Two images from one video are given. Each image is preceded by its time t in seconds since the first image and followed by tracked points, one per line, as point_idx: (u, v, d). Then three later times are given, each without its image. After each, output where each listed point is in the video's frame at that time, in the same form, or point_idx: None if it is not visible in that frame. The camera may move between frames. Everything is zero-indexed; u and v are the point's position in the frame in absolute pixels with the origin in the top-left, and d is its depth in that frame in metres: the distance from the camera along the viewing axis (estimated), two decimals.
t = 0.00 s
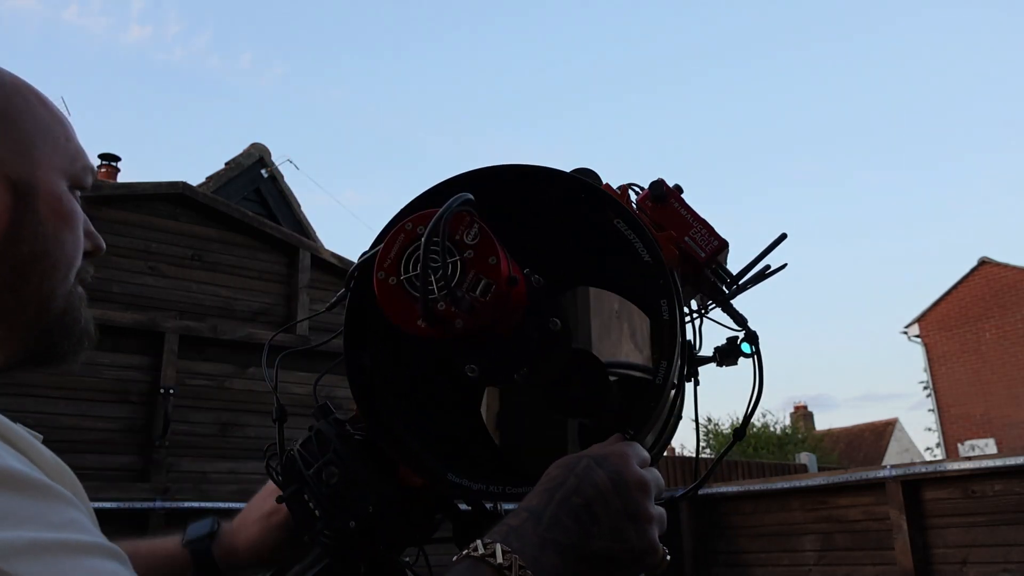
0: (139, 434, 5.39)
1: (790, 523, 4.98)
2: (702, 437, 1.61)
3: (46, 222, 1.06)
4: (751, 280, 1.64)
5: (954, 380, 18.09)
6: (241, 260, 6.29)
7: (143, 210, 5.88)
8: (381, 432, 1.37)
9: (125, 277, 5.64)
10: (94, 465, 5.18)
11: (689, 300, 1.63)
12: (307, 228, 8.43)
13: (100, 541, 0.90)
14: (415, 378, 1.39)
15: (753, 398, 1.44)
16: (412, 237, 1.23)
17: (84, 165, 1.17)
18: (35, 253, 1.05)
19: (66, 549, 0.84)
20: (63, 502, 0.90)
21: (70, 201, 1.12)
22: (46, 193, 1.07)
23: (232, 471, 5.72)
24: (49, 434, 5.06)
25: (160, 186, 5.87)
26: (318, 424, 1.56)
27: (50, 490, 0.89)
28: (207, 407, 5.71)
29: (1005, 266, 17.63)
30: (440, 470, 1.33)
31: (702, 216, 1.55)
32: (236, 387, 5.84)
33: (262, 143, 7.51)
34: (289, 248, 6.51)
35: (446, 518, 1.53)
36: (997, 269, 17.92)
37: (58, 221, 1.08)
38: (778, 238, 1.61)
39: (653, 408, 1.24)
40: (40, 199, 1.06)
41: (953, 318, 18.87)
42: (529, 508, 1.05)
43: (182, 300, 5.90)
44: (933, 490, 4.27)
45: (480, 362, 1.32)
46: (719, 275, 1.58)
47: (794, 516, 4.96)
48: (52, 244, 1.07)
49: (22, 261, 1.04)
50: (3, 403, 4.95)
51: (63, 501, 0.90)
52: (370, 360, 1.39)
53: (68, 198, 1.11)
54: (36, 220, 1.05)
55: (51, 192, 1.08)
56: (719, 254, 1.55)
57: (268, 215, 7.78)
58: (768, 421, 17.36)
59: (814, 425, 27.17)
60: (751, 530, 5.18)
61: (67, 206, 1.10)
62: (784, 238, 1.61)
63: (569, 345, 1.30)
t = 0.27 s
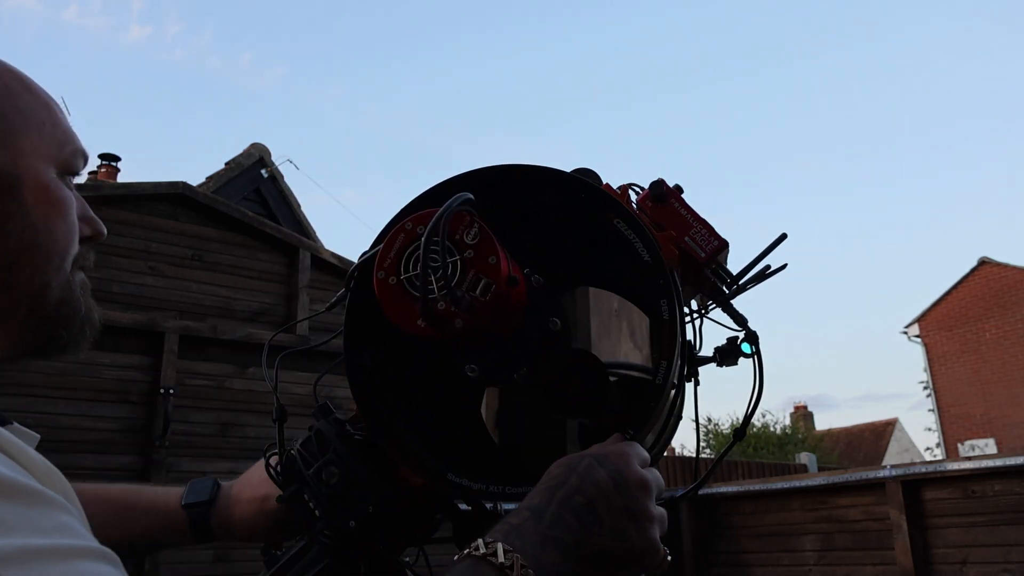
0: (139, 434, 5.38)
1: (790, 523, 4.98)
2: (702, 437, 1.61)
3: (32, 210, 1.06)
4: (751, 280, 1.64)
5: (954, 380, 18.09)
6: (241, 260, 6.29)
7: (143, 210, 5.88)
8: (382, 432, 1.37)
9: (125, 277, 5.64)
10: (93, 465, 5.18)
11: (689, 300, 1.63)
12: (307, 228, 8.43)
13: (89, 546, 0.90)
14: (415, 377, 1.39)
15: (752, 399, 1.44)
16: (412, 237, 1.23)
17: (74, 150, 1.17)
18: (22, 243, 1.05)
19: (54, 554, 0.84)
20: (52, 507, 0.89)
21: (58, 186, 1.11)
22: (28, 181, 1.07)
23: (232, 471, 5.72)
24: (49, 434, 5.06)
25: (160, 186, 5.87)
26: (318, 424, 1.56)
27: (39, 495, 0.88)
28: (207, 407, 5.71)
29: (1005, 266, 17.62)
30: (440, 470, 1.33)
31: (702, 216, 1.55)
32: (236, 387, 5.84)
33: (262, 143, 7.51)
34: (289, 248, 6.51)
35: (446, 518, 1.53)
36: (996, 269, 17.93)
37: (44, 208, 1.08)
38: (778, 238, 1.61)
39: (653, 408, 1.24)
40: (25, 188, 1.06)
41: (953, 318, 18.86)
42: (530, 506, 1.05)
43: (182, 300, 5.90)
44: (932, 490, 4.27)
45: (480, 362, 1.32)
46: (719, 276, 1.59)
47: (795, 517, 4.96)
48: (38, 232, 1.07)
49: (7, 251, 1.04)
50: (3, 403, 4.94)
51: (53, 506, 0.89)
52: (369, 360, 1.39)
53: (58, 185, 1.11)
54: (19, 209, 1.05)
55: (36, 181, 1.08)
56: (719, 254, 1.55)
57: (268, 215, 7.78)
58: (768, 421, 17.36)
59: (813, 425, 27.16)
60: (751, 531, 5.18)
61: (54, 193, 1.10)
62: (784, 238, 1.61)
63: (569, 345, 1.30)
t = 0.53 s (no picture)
0: (139, 434, 5.38)
1: (790, 523, 4.98)
2: (702, 437, 1.61)
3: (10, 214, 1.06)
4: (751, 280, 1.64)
5: (954, 380, 18.09)
6: (241, 260, 6.29)
7: (143, 210, 5.88)
8: (382, 432, 1.37)
9: (125, 277, 5.64)
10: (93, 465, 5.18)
11: (689, 300, 1.63)
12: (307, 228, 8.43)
13: (79, 542, 0.90)
14: (415, 377, 1.39)
15: (752, 399, 1.44)
16: (412, 237, 1.23)
17: (57, 150, 1.17)
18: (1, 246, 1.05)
19: (44, 549, 0.84)
20: (41, 505, 0.89)
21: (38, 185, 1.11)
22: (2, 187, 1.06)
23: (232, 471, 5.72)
24: (49, 434, 5.05)
25: (160, 186, 5.87)
26: (318, 424, 1.57)
27: (27, 494, 0.88)
28: (207, 407, 5.71)
29: (1004, 266, 17.63)
30: (440, 470, 1.33)
31: (702, 216, 1.55)
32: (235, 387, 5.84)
33: (262, 143, 7.51)
34: (289, 248, 6.51)
35: (447, 518, 1.53)
36: (996, 269, 17.94)
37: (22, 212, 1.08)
38: (778, 238, 1.61)
39: (653, 408, 1.24)
40: None
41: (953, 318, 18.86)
42: (528, 503, 1.04)
43: (182, 300, 5.90)
44: (933, 490, 4.27)
45: (481, 362, 1.32)
46: (719, 276, 1.59)
47: (794, 517, 4.96)
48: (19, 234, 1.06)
49: None
50: (3, 402, 4.94)
51: (41, 504, 0.89)
52: (370, 360, 1.38)
53: (37, 187, 1.10)
54: None
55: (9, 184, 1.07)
56: (719, 254, 1.55)
57: (268, 215, 7.78)
58: (768, 421, 17.36)
59: (813, 425, 27.14)
60: (751, 531, 5.18)
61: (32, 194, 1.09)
62: (784, 238, 1.61)
63: (569, 345, 1.30)
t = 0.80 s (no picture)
0: (139, 434, 5.39)
1: (790, 523, 4.98)
2: (702, 436, 1.61)
3: None
4: (751, 280, 1.64)
5: (955, 380, 18.09)
6: (241, 260, 6.29)
7: (143, 210, 5.88)
8: (381, 432, 1.37)
9: (125, 277, 5.64)
10: (93, 465, 5.18)
11: (689, 300, 1.63)
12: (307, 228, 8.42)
13: (42, 533, 0.83)
14: (415, 377, 1.39)
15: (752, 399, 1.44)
16: (411, 236, 1.23)
17: (14, 147, 1.05)
18: None
19: None
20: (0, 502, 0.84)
21: None
22: None
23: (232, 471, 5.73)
24: (49, 434, 5.06)
25: (160, 186, 5.88)
26: (318, 424, 1.57)
27: None
28: (206, 407, 5.71)
29: (1005, 266, 17.62)
30: (440, 470, 1.33)
31: (702, 215, 1.54)
32: (235, 387, 5.84)
33: (262, 143, 7.51)
34: (289, 248, 6.51)
35: (447, 519, 1.53)
36: (996, 269, 17.93)
37: None
38: (778, 238, 1.61)
39: (653, 408, 1.24)
40: None
41: (953, 318, 18.85)
42: (523, 502, 1.04)
43: (182, 300, 5.89)
44: (933, 490, 4.26)
45: (480, 362, 1.32)
46: (719, 275, 1.59)
47: (794, 517, 4.96)
48: None
49: None
50: (3, 403, 4.94)
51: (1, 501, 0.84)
52: (369, 360, 1.38)
53: None
54: None
55: None
56: (719, 254, 1.55)
57: (268, 215, 7.78)
58: (768, 421, 17.36)
59: (813, 425, 27.14)
60: (751, 531, 5.18)
61: None
62: (784, 238, 1.61)
63: (569, 345, 1.30)
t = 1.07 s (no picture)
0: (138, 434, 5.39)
1: (790, 523, 4.98)
2: (702, 436, 1.62)
3: None
4: (751, 280, 1.64)
5: (955, 380, 18.09)
6: (241, 260, 6.29)
7: (143, 210, 5.89)
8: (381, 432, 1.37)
9: (125, 278, 5.64)
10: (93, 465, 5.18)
11: (689, 300, 1.63)
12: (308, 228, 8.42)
13: None
14: (415, 376, 1.39)
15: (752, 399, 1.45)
16: (411, 236, 1.23)
17: None
18: None
19: None
20: None
21: None
22: None
23: (232, 471, 5.73)
24: (49, 434, 5.06)
25: (160, 186, 5.88)
26: (318, 424, 1.57)
27: None
28: (206, 407, 5.71)
29: (1005, 266, 17.62)
30: (440, 470, 1.33)
31: (701, 215, 1.54)
32: (236, 387, 5.85)
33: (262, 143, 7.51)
34: (289, 248, 6.51)
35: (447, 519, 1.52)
36: (996, 269, 17.93)
37: None
38: (778, 238, 1.61)
39: (653, 408, 1.24)
40: None
41: (953, 318, 18.85)
42: (504, 498, 0.98)
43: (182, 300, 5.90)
44: (933, 490, 4.26)
45: (480, 362, 1.32)
46: (719, 275, 1.59)
47: (794, 517, 4.96)
48: None
49: None
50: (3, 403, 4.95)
51: None
52: (369, 360, 1.39)
53: None
54: None
55: None
56: (719, 254, 1.55)
57: (268, 215, 7.78)
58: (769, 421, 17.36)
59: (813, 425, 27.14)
60: (751, 531, 5.17)
61: None
62: (784, 238, 1.62)
63: (569, 345, 1.30)
